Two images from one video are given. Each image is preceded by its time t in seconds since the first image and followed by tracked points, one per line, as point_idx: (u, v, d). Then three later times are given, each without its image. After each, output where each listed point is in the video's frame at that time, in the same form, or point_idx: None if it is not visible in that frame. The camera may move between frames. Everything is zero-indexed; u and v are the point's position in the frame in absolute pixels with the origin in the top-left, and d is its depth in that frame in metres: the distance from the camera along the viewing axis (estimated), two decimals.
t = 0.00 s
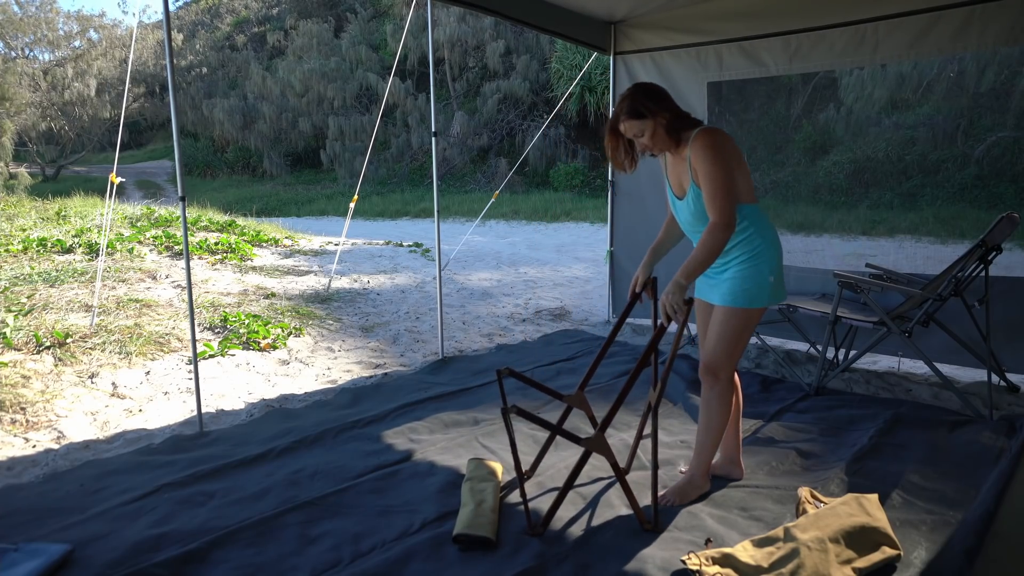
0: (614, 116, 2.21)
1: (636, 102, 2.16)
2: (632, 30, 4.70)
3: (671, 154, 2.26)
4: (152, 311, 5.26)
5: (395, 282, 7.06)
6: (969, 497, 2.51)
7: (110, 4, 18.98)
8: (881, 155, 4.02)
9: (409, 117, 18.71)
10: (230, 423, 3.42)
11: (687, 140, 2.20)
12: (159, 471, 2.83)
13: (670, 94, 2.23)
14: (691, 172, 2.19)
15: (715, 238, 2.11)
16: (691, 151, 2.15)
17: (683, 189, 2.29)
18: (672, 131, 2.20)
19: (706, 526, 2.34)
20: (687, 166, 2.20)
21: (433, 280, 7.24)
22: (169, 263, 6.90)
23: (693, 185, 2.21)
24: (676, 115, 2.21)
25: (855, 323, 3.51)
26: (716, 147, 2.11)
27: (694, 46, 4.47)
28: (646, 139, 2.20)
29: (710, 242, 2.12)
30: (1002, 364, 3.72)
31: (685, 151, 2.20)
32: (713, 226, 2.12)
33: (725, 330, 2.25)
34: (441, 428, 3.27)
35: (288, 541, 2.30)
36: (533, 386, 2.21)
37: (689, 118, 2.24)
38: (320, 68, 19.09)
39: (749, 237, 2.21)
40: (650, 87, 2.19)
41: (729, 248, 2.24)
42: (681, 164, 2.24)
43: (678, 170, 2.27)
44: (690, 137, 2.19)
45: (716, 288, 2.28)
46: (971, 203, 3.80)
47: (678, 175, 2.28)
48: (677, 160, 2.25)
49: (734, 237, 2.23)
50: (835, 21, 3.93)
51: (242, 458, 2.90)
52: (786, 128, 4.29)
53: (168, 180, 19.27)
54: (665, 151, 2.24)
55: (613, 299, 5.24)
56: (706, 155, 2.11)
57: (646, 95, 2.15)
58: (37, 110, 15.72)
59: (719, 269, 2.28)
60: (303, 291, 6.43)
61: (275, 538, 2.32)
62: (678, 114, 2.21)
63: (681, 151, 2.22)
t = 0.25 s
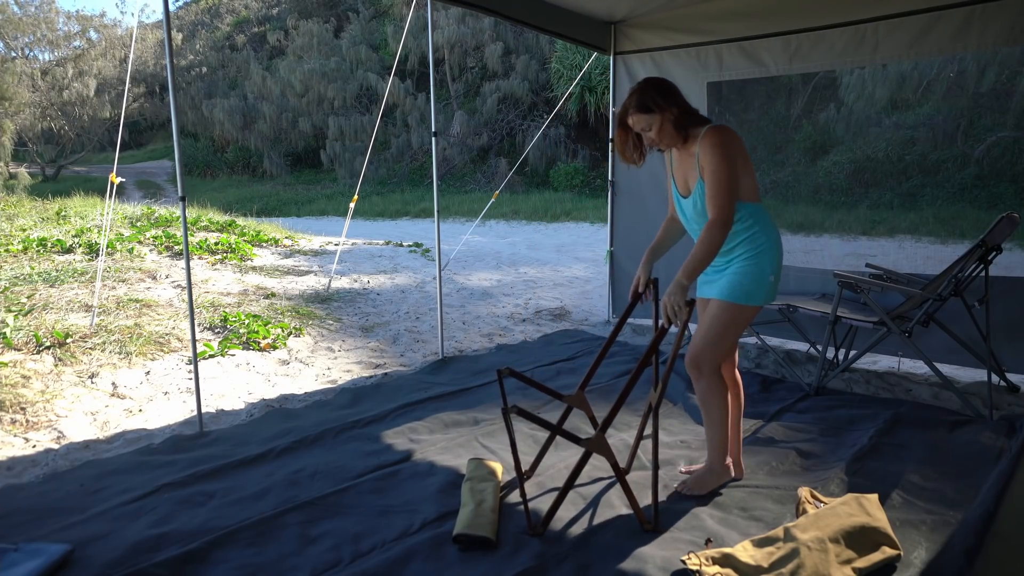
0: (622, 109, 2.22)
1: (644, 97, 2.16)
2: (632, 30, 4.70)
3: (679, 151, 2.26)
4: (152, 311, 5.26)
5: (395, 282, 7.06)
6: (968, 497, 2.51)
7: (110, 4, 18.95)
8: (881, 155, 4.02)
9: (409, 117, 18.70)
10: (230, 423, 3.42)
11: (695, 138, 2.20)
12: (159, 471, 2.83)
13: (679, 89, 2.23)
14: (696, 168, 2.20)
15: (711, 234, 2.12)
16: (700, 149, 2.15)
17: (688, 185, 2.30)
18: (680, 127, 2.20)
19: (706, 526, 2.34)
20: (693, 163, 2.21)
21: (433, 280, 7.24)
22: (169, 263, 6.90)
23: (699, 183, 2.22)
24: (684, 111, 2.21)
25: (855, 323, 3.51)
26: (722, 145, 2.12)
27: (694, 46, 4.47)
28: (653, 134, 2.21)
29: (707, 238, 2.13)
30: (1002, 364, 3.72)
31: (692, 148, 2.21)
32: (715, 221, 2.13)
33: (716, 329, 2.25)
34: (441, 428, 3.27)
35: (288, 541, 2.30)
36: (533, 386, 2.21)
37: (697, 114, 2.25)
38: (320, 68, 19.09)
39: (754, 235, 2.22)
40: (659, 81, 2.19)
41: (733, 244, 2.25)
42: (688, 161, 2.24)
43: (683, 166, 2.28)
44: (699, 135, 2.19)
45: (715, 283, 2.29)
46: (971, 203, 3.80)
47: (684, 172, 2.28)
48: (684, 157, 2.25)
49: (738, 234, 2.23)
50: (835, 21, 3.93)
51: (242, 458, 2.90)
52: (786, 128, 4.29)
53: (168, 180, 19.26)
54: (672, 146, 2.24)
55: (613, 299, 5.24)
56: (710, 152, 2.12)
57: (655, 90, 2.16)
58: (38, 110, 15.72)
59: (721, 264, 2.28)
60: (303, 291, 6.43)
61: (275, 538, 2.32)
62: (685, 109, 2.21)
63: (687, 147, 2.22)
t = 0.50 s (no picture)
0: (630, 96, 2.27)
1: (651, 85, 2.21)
2: (632, 30, 4.70)
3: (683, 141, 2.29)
4: (152, 311, 5.26)
5: (395, 282, 7.06)
6: (969, 496, 2.51)
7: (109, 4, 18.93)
8: (881, 155, 4.02)
9: (409, 116, 18.70)
10: (229, 423, 3.42)
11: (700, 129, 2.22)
12: (159, 471, 2.83)
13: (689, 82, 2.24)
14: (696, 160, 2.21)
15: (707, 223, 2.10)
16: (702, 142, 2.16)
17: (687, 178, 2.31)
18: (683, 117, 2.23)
19: (706, 526, 2.34)
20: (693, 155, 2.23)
21: (433, 280, 7.24)
22: (169, 263, 6.90)
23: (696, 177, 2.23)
24: (690, 103, 2.23)
25: (855, 323, 3.51)
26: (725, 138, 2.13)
27: (694, 46, 4.47)
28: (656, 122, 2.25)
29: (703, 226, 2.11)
30: (1002, 364, 3.72)
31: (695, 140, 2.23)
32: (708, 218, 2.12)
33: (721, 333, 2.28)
34: (441, 428, 3.27)
35: (288, 541, 2.30)
36: (533, 386, 2.21)
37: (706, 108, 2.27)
38: (320, 68, 19.09)
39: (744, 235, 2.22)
40: (668, 71, 2.22)
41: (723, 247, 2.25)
42: (690, 152, 2.26)
43: (683, 158, 2.30)
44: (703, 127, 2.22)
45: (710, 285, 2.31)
46: (971, 203, 3.80)
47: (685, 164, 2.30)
48: (687, 148, 2.27)
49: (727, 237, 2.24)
50: (835, 21, 3.92)
51: (242, 458, 2.90)
52: (786, 128, 4.29)
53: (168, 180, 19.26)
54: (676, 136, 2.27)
55: (613, 299, 5.24)
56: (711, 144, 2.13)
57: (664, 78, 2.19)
58: (38, 110, 15.73)
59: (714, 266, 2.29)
60: (303, 291, 6.43)
61: (275, 538, 2.32)
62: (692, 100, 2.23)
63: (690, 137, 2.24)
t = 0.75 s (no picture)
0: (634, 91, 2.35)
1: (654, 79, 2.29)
2: (632, 30, 4.70)
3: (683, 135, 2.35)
4: (152, 311, 5.26)
5: (395, 282, 7.06)
6: (969, 497, 2.51)
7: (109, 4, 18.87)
8: (881, 155, 4.02)
9: (409, 117, 18.70)
10: (230, 423, 3.42)
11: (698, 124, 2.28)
12: (159, 470, 2.83)
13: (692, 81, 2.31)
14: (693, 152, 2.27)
15: (673, 186, 2.18)
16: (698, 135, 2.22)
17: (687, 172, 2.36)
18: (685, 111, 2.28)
19: (706, 526, 2.34)
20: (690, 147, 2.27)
21: (433, 280, 7.24)
22: (169, 263, 6.90)
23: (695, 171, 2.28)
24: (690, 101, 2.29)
25: (856, 323, 3.51)
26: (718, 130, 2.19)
27: (694, 46, 4.47)
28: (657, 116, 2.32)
29: (669, 190, 2.19)
30: (1002, 364, 3.72)
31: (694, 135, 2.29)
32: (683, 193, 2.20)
33: (716, 330, 2.31)
34: (441, 428, 3.27)
35: (288, 541, 2.30)
36: (533, 386, 2.21)
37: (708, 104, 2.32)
38: (320, 68, 19.09)
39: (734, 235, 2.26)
40: (670, 67, 2.30)
41: (715, 246, 2.29)
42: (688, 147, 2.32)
43: (684, 152, 2.35)
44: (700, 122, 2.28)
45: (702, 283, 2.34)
46: (971, 203, 3.79)
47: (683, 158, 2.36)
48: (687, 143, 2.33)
49: (720, 235, 2.28)
50: (835, 21, 3.92)
51: (242, 458, 2.90)
52: (786, 128, 4.29)
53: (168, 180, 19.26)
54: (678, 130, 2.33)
55: (613, 299, 5.24)
56: (709, 135, 2.19)
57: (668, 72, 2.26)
58: (38, 110, 15.73)
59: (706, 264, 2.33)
60: (303, 291, 6.43)
61: (275, 538, 2.32)
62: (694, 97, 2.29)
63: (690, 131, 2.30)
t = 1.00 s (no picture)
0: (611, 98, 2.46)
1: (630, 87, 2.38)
2: (632, 30, 4.70)
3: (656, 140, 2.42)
4: (152, 311, 5.26)
5: (395, 282, 7.06)
6: (969, 496, 2.51)
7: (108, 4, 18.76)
8: (881, 155, 4.02)
9: (409, 117, 18.70)
10: (230, 423, 3.42)
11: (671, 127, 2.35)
12: (159, 470, 2.83)
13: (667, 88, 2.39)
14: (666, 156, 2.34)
15: (640, 175, 2.25)
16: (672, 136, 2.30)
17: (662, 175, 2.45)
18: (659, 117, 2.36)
19: (706, 526, 2.34)
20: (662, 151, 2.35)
21: (433, 280, 7.24)
22: (169, 263, 6.90)
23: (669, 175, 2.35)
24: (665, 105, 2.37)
25: (855, 323, 3.51)
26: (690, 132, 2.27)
27: (694, 47, 4.47)
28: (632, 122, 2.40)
29: (637, 180, 2.26)
30: (1002, 364, 3.72)
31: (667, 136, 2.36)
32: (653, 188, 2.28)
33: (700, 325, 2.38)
34: (441, 428, 3.27)
35: (288, 541, 2.30)
36: (533, 385, 2.20)
37: (682, 111, 2.42)
38: (320, 68, 19.08)
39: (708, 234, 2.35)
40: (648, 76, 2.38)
41: (691, 245, 2.37)
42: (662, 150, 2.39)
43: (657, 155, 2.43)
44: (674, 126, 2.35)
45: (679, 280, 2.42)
46: (971, 203, 3.79)
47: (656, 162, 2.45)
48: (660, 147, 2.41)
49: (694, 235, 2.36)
50: (835, 21, 3.93)
51: (242, 458, 2.90)
52: (786, 128, 4.29)
53: (168, 180, 19.26)
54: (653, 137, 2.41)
55: (613, 299, 5.23)
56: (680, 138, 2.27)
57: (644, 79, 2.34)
58: (37, 110, 15.72)
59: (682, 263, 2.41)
60: (303, 291, 6.43)
61: (275, 538, 2.32)
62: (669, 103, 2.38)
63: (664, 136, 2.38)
